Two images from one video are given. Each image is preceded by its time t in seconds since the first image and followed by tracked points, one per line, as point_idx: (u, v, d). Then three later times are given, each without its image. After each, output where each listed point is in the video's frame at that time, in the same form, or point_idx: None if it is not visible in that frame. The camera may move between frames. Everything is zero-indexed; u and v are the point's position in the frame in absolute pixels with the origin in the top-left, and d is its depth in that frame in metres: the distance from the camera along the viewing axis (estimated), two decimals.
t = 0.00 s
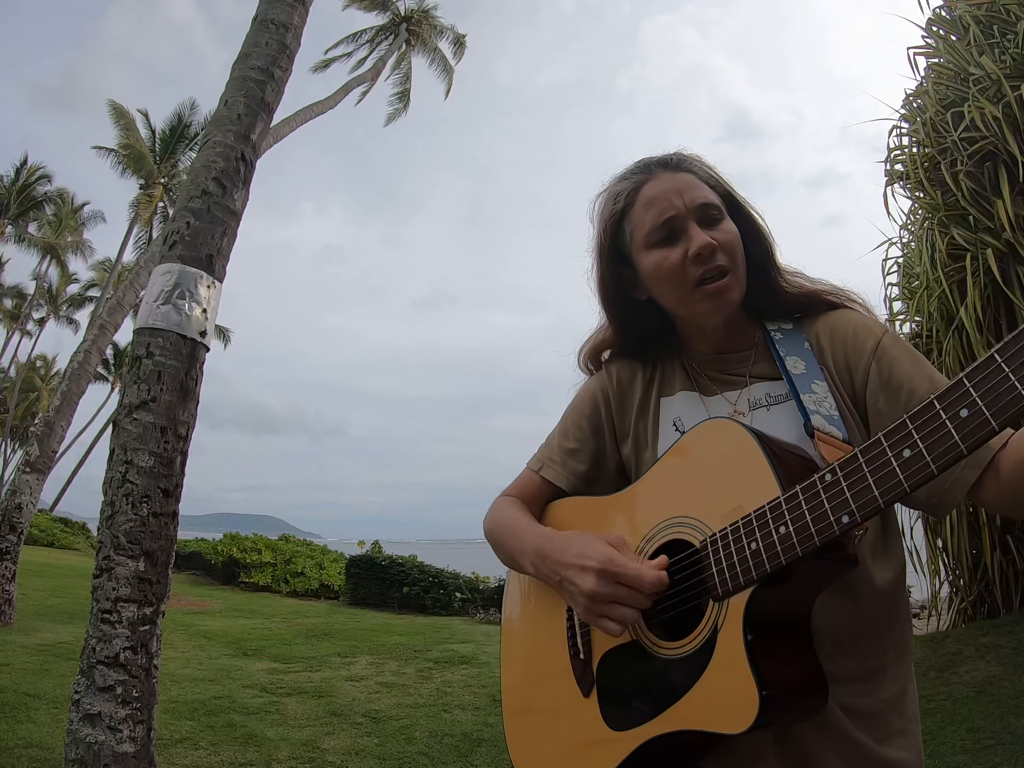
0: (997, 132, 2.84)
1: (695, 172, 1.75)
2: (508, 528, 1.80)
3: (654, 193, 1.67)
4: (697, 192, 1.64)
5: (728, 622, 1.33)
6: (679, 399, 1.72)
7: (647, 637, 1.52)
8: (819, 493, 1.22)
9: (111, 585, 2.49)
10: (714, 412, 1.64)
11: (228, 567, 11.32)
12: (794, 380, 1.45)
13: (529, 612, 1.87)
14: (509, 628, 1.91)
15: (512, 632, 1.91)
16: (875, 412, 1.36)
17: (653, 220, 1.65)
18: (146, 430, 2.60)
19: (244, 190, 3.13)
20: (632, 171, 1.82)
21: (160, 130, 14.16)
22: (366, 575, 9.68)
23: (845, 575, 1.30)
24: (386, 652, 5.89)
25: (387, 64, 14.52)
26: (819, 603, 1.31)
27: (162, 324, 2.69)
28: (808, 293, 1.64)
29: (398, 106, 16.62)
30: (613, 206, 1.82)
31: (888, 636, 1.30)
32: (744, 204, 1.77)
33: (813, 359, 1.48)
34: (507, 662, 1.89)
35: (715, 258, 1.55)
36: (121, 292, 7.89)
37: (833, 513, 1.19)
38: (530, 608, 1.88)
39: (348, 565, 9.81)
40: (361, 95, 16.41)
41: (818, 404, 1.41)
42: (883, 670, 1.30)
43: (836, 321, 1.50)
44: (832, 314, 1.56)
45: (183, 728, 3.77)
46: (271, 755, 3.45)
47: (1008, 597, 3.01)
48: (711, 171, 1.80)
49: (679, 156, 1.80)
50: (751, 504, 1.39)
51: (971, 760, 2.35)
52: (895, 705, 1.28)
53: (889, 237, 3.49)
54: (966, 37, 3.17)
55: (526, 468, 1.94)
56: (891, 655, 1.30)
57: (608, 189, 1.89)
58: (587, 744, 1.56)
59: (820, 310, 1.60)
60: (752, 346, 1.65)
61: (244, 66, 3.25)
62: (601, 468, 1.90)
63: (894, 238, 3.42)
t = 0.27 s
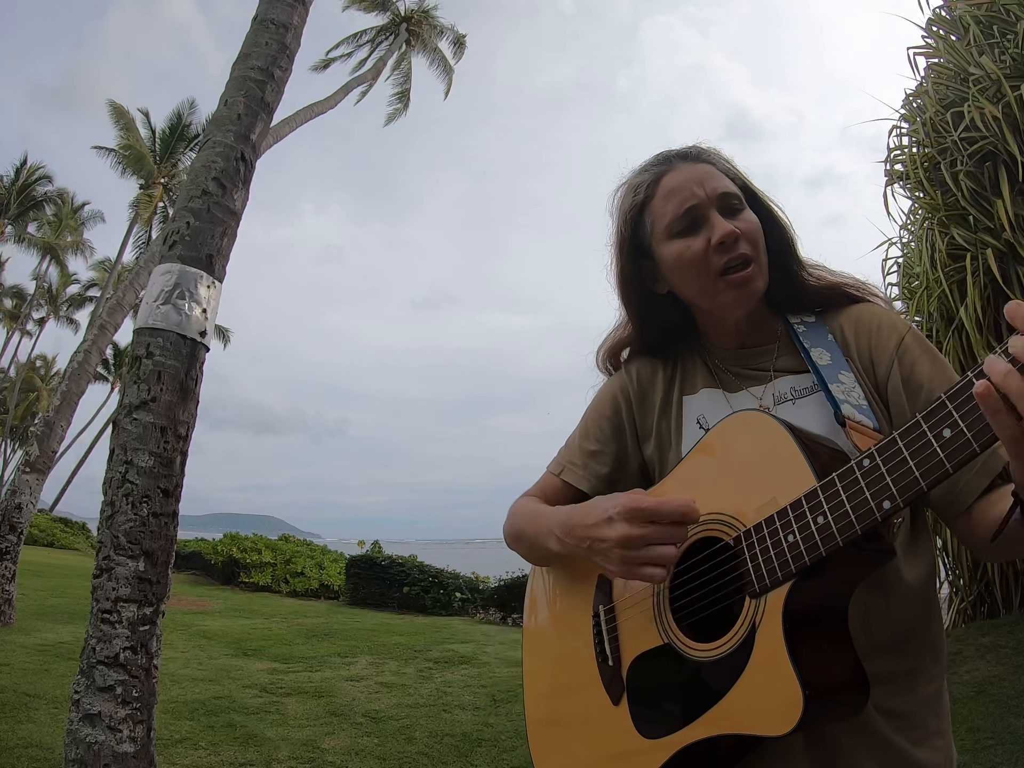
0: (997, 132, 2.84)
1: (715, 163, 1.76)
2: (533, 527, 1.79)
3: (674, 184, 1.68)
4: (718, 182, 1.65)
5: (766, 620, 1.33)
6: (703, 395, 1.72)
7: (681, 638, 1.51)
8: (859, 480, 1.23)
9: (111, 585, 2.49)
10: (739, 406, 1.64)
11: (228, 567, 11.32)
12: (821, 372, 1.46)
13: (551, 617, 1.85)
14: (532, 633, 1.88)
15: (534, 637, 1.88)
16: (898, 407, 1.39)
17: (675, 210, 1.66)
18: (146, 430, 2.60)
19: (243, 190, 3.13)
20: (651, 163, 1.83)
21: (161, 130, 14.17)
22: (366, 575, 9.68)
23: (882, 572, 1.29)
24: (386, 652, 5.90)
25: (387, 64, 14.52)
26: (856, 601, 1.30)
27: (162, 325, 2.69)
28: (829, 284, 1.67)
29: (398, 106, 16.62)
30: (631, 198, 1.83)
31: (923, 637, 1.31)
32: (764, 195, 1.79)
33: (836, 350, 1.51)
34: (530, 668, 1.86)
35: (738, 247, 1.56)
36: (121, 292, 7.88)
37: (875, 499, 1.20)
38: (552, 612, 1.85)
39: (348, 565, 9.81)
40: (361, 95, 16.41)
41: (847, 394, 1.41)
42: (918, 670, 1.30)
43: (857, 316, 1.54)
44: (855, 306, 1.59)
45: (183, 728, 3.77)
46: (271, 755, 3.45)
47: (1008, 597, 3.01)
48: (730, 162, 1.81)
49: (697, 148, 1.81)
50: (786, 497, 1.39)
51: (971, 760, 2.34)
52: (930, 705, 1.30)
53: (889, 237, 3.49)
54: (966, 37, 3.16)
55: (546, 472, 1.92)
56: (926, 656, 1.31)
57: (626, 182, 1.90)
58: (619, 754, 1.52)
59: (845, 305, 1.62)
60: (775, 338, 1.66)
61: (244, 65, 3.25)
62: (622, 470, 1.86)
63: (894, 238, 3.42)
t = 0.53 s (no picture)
0: (997, 132, 2.84)
1: (722, 165, 1.76)
2: (524, 527, 1.76)
3: (679, 185, 1.68)
4: (723, 184, 1.65)
5: (755, 624, 1.33)
6: (698, 397, 1.73)
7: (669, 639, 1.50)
8: (850, 489, 1.22)
9: (111, 585, 2.49)
10: (732, 409, 1.65)
11: (229, 567, 11.32)
12: (816, 378, 1.48)
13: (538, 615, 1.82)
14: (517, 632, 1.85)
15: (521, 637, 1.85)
16: (887, 419, 1.41)
17: (677, 210, 1.66)
18: (145, 430, 2.60)
19: (243, 190, 3.13)
20: (657, 162, 1.83)
21: (161, 130, 14.17)
22: (366, 575, 9.69)
23: (869, 578, 1.30)
24: (387, 652, 5.90)
25: (387, 64, 14.53)
26: (844, 606, 1.31)
27: (162, 325, 2.69)
28: (829, 293, 1.67)
29: (398, 106, 16.63)
30: (635, 196, 1.83)
31: (911, 642, 1.32)
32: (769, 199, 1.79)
33: (831, 357, 1.52)
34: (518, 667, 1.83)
35: (738, 251, 1.57)
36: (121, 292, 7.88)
37: (866, 509, 1.20)
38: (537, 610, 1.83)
39: (348, 565, 9.81)
40: (362, 95, 16.41)
41: (841, 401, 1.43)
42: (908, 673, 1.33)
43: (858, 327, 1.54)
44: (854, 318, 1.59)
45: (183, 728, 3.77)
46: (271, 755, 3.45)
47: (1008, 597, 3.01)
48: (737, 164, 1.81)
49: (704, 149, 1.81)
50: (776, 502, 1.39)
51: (971, 760, 2.34)
52: (917, 706, 1.32)
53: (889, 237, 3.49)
54: (966, 37, 3.17)
55: (538, 467, 1.91)
56: (913, 658, 1.33)
57: (632, 179, 1.90)
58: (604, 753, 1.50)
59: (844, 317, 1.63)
60: (772, 343, 1.68)
61: (244, 66, 3.25)
62: (615, 468, 1.87)
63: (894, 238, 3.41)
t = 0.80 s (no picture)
0: (997, 132, 2.84)
1: (710, 187, 1.72)
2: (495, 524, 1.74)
3: (663, 203, 1.65)
4: (707, 209, 1.61)
5: (716, 623, 1.35)
6: (669, 403, 1.71)
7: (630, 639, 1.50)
8: (812, 499, 1.27)
9: (111, 585, 2.49)
10: (702, 418, 1.65)
11: (229, 567, 11.31)
12: (784, 394, 1.52)
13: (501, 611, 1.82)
14: (478, 626, 1.84)
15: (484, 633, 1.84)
16: (851, 437, 1.45)
17: (656, 228, 1.64)
18: (146, 430, 2.60)
19: (243, 191, 3.13)
20: (650, 175, 1.81)
21: (160, 129, 14.16)
22: (366, 575, 9.69)
23: (823, 581, 1.31)
24: (386, 652, 5.90)
25: (387, 64, 14.53)
26: (798, 609, 1.32)
27: (162, 325, 2.69)
28: (801, 318, 1.68)
29: (397, 106, 16.63)
30: (625, 204, 1.81)
31: (864, 644, 1.33)
32: (757, 220, 1.76)
33: (801, 374, 1.56)
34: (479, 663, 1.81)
35: (708, 279, 1.55)
36: (120, 292, 7.88)
37: (826, 519, 1.24)
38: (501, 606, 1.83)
39: (347, 565, 9.81)
40: (361, 95, 16.41)
41: (806, 417, 1.48)
42: (862, 672, 1.33)
43: (827, 348, 1.58)
44: (822, 341, 1.61)
45: (183, 728, 3.78)
46: (271, 755, 3.46)
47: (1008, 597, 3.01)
48: (728, 182, 1.77)
49: (697, 166, 1.79)
50: (741, 509, 1.41)
51: (971, 760, 2.35)
52: (868, 706, 1.33)
53: (889, 237, 3.50)
54: (966, 37, 3.17)
55: (510, 462, 1.89)
56: (866, 661, 1.34)
57: (625, 186, 1.87)
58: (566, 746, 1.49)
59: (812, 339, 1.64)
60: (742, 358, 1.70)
61: (244, 66, 3.25)
62: (584, 468, 1.85)
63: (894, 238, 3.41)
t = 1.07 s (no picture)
0: (997, 132, 2.84)
1: (672, 204, 1.70)
2: (451, 516, 1.70)
3: (625, 215, 1.67)
4: (665, 223, 1.63)
5: (677, 604, 1.36)
6: (621, 400, 1.72)
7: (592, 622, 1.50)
8: (766, 486, 1.32)
9: (111, 585, 2.49)
10: (654, 412, 1.66)
11: (229, 567, 11.31)
12: (734, 393, 1.53)
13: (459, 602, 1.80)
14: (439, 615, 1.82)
15: (442, 626, 1.81)
16: (799, 436, 1.47)
17: (618, 238, 1.66)
18: (146, 430, 2.60)
19: (243, 190, 3.13)
20: (619, 187, 1.81)
21: (160, 130, 14.15)
22: (367, 575, 9.68)
23: (774, 568, 1.36)
24: (387, 652, 5.89)
25: (386, 64, 14.52)
26: (748, 597, 1.35)
27: (162, 325, 2.69)
28: (748, 328, 1.70)
29: (398, 106, 16.63)
30: (592, 215, 1.83)
31: (811, 634, 1.37)
32: (717, 238, 1.75)
33: (751, 376, 1.57)
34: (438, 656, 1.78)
35: (661, 288, 1.58)
36: (121, 292, 7.87)
37: (779, 502, 1.30)
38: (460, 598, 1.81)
39: (348, 565, 9.81)
40: (361, 95, 16.40)
41: (756, 414, 1.49)
42: (807, 664, 1.36)
43: (776, 350, 1.60)
44: (771, 345, 1.63)
45: (183, 728, 3.77)
46: (270, 755, 3.45)
47: (1008, 597, 3.01)
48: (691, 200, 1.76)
49: (663, 184, 1.78)
50: (698, 497, 1.43)
51: (972, 760, 2.34)
52: (816, 697, 1.35)
53: (889, 237, 3.50)
54: (966, 37, 3.17)
55: (465, 455, 1.86)
56: (813, 652, 1.37)
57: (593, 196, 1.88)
58: (534, 733, 1.50)
59: (759, 344, 1.65)
60: (694, 361, 1.72)
61: (244, 65, 3.25)
62: (539, 461, 1.84)
63: (894, 238, 3.41)
